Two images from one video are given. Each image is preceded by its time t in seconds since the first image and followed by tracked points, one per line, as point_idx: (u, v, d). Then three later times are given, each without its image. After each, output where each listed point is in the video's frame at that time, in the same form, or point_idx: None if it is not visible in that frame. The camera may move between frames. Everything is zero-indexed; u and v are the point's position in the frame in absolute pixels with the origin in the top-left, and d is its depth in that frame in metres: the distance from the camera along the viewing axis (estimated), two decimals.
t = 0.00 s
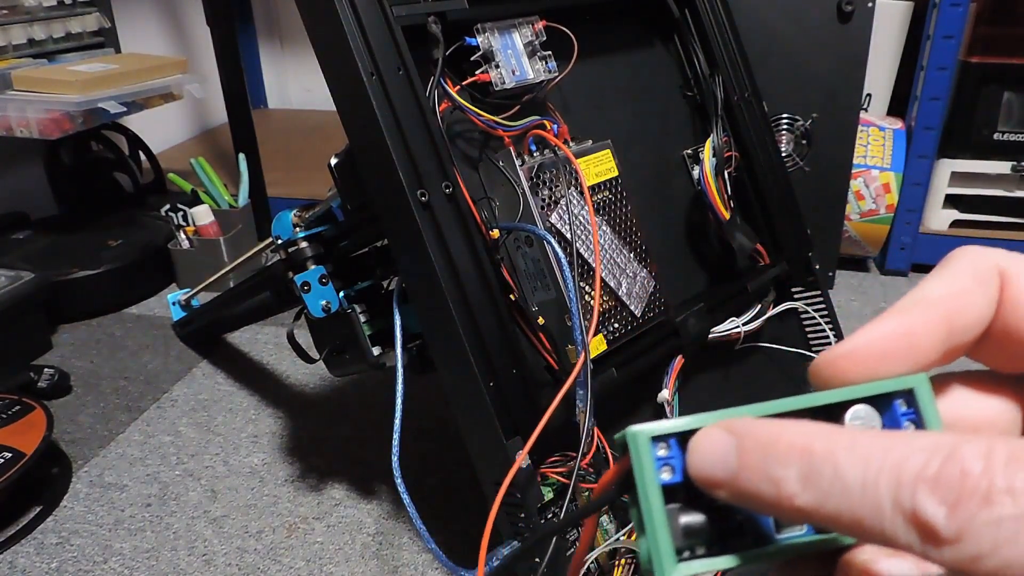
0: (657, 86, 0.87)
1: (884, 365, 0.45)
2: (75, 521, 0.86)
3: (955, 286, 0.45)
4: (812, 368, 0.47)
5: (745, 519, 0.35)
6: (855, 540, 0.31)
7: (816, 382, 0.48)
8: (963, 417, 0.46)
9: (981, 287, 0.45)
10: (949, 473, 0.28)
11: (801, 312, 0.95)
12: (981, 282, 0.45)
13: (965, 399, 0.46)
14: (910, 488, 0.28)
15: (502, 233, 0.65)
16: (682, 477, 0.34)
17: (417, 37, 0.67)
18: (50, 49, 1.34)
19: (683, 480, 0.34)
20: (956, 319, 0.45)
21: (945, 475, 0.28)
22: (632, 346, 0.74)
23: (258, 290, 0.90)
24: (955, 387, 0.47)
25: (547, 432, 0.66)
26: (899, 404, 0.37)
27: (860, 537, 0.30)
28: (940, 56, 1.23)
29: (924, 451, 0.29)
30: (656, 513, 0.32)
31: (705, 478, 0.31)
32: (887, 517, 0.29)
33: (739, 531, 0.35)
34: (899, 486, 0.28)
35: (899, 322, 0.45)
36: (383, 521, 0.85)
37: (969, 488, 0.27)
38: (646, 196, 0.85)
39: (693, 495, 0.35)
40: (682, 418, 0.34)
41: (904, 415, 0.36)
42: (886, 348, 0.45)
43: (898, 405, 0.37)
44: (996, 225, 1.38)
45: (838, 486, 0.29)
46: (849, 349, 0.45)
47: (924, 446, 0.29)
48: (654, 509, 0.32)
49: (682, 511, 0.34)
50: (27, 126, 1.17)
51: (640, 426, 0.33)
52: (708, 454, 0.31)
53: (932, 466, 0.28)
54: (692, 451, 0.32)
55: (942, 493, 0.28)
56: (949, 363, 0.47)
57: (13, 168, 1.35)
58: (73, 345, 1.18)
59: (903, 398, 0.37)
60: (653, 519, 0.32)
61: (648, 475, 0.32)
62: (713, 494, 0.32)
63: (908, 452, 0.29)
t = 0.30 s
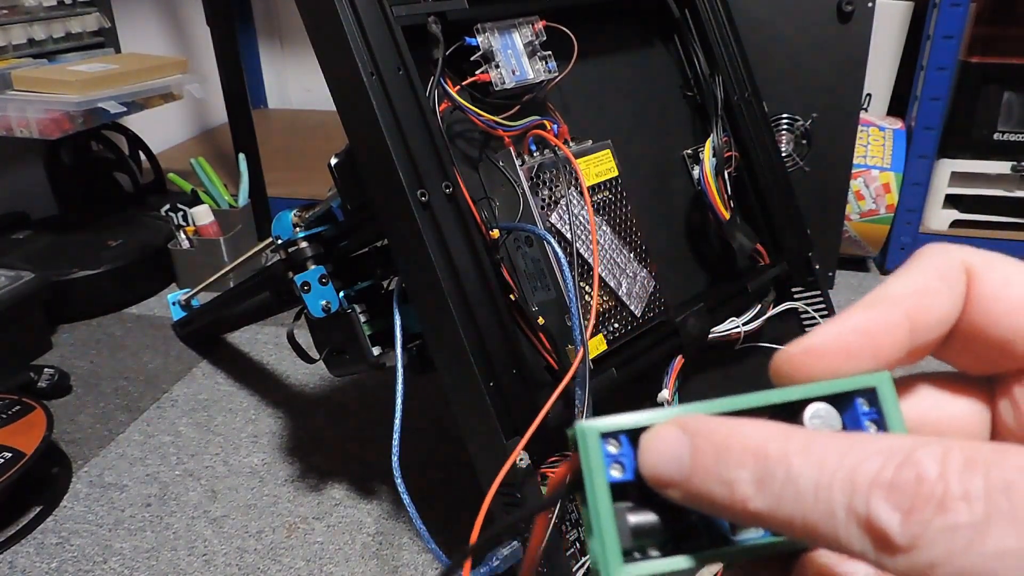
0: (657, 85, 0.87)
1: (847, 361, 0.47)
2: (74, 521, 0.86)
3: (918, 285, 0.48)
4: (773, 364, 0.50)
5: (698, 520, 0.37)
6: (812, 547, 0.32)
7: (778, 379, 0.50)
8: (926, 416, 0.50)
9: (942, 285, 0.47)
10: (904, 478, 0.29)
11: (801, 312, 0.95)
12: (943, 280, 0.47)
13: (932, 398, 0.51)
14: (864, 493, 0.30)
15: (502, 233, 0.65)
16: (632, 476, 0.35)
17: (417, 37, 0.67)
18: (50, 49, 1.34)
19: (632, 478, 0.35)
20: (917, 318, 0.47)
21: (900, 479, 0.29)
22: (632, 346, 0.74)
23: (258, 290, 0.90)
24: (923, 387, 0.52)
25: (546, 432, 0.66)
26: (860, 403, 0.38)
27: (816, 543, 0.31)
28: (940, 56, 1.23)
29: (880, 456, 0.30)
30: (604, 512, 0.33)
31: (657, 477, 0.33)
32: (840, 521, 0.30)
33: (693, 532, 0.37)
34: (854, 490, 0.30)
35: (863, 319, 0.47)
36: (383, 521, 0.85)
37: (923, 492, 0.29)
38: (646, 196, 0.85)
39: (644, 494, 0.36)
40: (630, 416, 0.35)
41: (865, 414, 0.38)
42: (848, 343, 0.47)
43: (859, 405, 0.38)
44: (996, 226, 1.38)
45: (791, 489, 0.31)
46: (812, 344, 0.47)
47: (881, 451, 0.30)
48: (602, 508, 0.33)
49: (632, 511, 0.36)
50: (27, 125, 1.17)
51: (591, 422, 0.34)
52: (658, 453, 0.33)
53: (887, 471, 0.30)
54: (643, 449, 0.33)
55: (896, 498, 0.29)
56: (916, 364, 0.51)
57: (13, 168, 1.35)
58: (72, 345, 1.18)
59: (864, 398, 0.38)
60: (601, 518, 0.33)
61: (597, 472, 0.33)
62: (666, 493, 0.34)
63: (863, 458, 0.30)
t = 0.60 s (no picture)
0: (657, 86, 0.87)
1: (822, 346, 0.48)
2: (75, 521, 0.86)
3: (898, 271, 0.49)
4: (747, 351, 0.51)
5: (670, 512, 0.37)
6: (776, 536, 0.32)
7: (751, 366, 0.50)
8: (904, 405, 0.52)
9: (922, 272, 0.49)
10: (867, 469, 0.30)
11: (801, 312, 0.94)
12: (922, 267, 0.49)
13: (910, 388, 0.52)
14: (828, 484, 0.30)
15: (502, 233, 0.65)
16: (600, 465, 0.35)
17: (417, 37, 0.67)
18: (50, 49, 1.34)
19: (600, 468, 0.35)
20: (894, 305, 0.48)
21: (863, 470, 0.30)
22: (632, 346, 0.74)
23: (258, 290, 0.90)
24: (903, 376, 0.53)
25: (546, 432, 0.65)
26: (835, 392, 0.37)
27: (780, 533, 0.32)
28: (940, 56, 1.23)
29: (845, 446, 0.30)
30: (570, 504, 0.33)
31: (624, 468, 0.33)
32: (803, 512, 0.31)
33: (664, 525, 0.37)
34: (818, 481, 0.30)
35: (837, 308, 0.48)
36: (382, 521, 0.85)
37: (886, 483, 0.29)
38: (646, 196, 0.85)
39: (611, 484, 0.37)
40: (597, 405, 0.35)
41: (841, 403, 0.37)
42: (822, 332, 0.48)
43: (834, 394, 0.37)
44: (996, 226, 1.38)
45: (755, 479, 0.31)
46: (787, 330, 0.48)
47: (845, 441, 0.31)
48: (568, 501, 0.33)
49: (598, 502, 0.36)
50: (27, 125, 1.17)
51: (558, 411, 0.34)
52: (625, 444, 0.33)
53: (850, 462, 0.30)
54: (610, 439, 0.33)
55: (859, 488, 0.30)
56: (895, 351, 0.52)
57: (13, 168, 1.35)
58: (73, 345, 1.18)
59: (840, 387, 0.37)
60: (567, 511, 0.33)
61: (564, 463, 0.33)
62: (633, 484, 0.34)
63: (827, 447, 0.31)
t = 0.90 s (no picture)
0: (657, 86, 0.87)
1: (817, 349, 0.48)
2: (75, 521, 0.86)
3: (893, 273, 0.49)
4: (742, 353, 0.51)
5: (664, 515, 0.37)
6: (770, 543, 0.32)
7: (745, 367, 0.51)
8: (898, 406, 0.52)
9: (918, 275, 0.49)
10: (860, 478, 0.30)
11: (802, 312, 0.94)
12: (917, 269, 0.49)
13: (905, 389, 0.53)
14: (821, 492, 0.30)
15: (502, 233, 0.65)
16: (594, 469, 0.35)
17: (417, 37, 0.67)
18: (50, 49, 1.34)
19: (595, 471, 0.35)
20: (888, 307, 0.48)
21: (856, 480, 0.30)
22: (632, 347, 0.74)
23: (258, 291, 0.90)
24: (898, 378, 0.54)
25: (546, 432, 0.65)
26: (831, 395, 0.37)
27: (774, 539, 0.32)
28: (940, 56, 1.23)
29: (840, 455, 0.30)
30: (564, 509, 0.33)
31: (620, 473, 0.33)
32: (796, 519, 0.31)
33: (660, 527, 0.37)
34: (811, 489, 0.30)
35: (830, 309, 0.48)
36: (383, 521, 0.85)
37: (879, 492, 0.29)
38: (646, 196, 0.85)
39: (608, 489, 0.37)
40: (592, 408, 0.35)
41: (838, 407, 0.37)
42: (815, 334, 0.48)
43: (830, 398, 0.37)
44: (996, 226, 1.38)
45: (750, 487, 0.31)
46: (781, 332, 0.48)
47: (839, 449, 0.31)
48: (562, 504, 0.33)
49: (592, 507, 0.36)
50: (27, 125, 1.17)
51: (553, 415, 0.34)
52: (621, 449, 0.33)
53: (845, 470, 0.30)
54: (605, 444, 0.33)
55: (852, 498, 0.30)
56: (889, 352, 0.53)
57: (13, 168, 1.35)
58: (73, 345, 1.18)
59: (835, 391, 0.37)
60: (561, 514, 0.33)
61: (558, 465, 0.33)
62: (629, 489, 0.34)
63: (823, 456, 0.31)
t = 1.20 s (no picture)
0: (657, 86, 0.87)
1: (807, 354, 0.49)
2: (74, 521, 0.86)
3: (882, 282, 0.50)
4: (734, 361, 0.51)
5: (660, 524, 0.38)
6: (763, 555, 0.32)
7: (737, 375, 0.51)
8: (892, 414, 0.53)
9: (906, 283, 0.49)
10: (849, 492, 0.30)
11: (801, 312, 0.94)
12: (905, 278, 0.50)
13: (898, 397, 0.54)
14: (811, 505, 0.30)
15: (502, 233, 0.65)
16: (588, 478, 0.36)
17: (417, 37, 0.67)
18: (50, 49, 1.34)
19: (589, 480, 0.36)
20: (879, 315, 0.49)
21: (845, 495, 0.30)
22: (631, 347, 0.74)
23: (258, 291, 0.90)
24: (890, 384, 0.54)
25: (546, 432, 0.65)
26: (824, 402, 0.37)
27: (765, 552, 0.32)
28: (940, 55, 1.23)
29: (829, 468, 0.30)
30: (557, 519, 0.33)
31: (615, 482, 0.34)
32: (786, 533, 0.31)
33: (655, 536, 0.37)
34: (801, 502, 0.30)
35: (821, 317, 0.49)
36: (383, 521, 0.85)
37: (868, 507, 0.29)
38: (646, 196, 0.85)
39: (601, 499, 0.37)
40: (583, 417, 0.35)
41: (830, 415, 0.37)
42: (807, 341, 0.48)
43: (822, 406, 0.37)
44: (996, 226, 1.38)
45: (741, 499, 0.31)
46: (771, 339, 0.49)
47: (829, 461, 0.31)
48: (555, 514, 0.33)
49: (586, 516, 0.36)
50: (27, 125, 1.17)
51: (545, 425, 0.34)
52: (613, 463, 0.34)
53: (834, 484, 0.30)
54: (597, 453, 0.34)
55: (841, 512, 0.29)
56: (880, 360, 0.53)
57: (13, 168, 1.35)
58: (73, 345, 1.18)
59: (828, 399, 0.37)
60: (555, 525, 0.33)
61: (550, 475, 0.34)
62: (624, 498, 0.34)
63: (812, 468, 0.31)
